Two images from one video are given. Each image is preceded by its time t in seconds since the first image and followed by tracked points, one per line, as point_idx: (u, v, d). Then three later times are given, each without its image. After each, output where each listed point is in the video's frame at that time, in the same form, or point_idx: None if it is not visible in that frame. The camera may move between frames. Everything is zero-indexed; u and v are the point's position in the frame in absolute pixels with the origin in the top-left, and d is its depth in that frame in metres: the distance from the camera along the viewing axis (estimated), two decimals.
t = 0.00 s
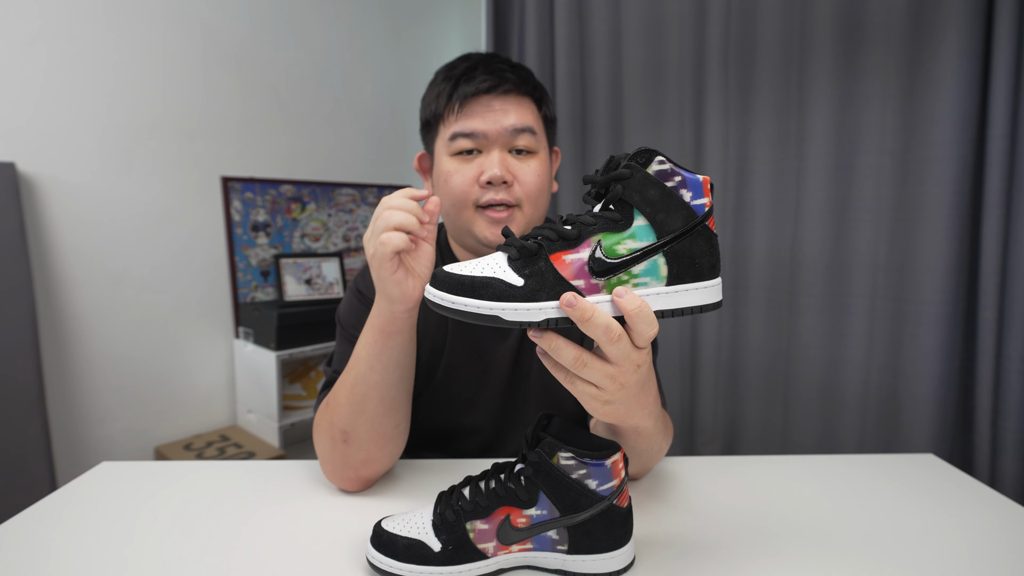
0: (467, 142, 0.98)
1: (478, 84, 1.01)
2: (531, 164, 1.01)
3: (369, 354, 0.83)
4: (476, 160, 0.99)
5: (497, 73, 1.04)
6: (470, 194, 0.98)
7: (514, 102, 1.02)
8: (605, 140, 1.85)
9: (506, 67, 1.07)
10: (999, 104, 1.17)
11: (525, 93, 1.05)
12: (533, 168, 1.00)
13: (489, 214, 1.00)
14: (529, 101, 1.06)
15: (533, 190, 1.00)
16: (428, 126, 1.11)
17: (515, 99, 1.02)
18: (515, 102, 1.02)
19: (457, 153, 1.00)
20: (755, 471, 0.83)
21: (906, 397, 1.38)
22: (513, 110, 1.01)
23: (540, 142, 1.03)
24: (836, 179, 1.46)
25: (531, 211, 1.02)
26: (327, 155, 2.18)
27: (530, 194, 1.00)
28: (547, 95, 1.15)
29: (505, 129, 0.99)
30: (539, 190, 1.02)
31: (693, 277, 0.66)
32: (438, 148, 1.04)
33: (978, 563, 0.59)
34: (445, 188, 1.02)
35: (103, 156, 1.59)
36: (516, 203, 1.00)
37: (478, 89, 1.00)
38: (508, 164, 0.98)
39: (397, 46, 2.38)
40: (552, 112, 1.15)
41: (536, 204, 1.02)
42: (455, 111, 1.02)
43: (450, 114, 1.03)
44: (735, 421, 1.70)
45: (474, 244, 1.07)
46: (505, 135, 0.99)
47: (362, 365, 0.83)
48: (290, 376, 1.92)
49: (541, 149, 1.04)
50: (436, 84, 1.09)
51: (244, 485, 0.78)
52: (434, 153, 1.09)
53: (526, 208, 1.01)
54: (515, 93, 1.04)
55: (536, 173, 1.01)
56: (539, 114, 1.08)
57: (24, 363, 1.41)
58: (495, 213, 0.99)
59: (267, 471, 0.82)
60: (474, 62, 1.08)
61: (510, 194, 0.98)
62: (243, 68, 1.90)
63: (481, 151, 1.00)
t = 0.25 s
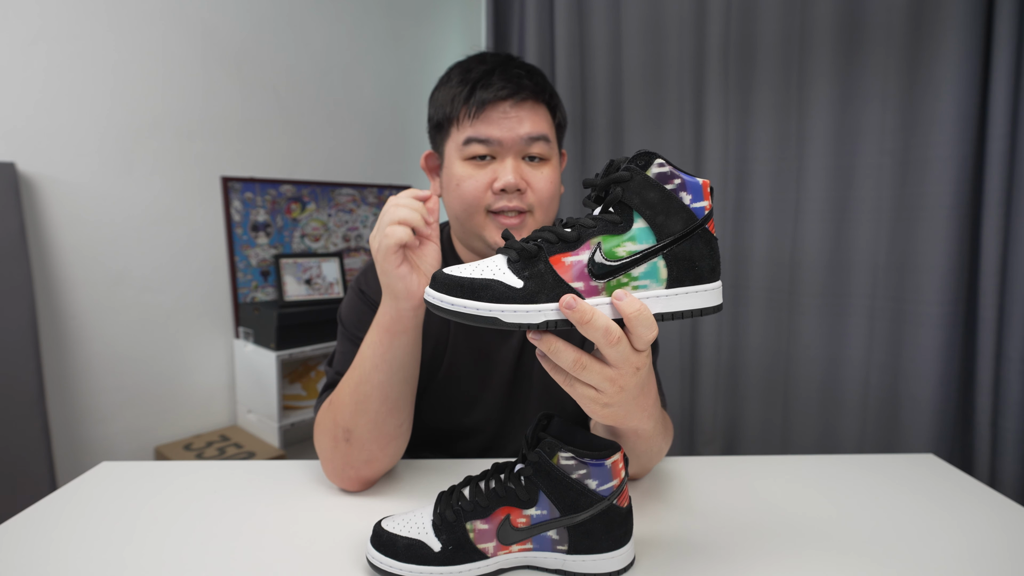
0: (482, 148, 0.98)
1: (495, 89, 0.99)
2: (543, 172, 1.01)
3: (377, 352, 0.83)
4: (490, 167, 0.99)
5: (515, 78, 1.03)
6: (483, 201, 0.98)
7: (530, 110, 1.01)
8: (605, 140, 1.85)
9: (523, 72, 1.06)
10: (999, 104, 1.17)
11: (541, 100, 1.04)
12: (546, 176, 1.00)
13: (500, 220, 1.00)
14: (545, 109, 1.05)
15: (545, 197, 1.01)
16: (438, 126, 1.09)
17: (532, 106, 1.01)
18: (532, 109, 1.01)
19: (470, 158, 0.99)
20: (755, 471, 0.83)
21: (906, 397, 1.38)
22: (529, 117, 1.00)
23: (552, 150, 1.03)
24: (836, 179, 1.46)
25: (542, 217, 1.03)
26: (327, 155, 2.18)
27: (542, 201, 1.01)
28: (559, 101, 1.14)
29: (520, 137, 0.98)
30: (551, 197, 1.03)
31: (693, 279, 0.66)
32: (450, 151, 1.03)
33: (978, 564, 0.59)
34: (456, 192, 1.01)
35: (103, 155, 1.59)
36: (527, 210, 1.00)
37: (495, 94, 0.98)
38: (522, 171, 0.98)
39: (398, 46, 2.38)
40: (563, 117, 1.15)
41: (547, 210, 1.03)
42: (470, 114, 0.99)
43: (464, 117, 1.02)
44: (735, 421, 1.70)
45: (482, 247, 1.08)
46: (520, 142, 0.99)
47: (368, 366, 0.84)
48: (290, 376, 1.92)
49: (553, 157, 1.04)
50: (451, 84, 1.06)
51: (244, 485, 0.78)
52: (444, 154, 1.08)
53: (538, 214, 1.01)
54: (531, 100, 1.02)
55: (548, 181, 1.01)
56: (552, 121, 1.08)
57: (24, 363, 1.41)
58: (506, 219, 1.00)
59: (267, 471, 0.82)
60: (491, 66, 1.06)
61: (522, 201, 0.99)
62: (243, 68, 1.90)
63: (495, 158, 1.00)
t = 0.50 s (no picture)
0: (491, 151, 0.98)
1: (507, 93, 0.99)
2: (551, 177, 1.01)
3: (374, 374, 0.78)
4: (499, 171, 0.99)
5: (527, 82, 1.02)
6: (490, 204, 0.98)
7: (541, 116, 1.00)
8: (605, 140, 1.85)
9: (535, 77, 1.05)
10: (999, 104, 1.17)
11: (551, 106, 1.04)
12: (553, 181, 1.01)
13: (506, 224, 1.00)
14: (555, 115, 1.05)
15: (551, 203, 1.01)
16: (447, 125, 1.08)
17: (543, 112, 1.01)
18: (542, 115, 1.01)
19: (479, 161, 0.99)
20: (755, 471, 0.83)
21: (906, 397, 1.38)
22: (540, 123, 1.00)
23: (561, 156, 1.03)
24: (836, 179, 1.46)
25: (547, 222, 1.04)
26: (327, 155, 2.18)
27: (549, 207, 1.01)
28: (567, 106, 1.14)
29: (530, 142, 0.98)
30: (557, 203, 1.03)
31: (689, 284, 0.66)
32: (459, 152, 1.02)
33: (979, 564, 0.59)
34: (463, 194, 1.01)
35: (103, 155, 1.59)
36: (533, 215, 1.01)
37: (508, 99, 0.98)
38: (530, 176, 0.98)
39: (397, 46, 2.38)
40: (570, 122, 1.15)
41: (552, 215, 1.04)
42: (481, 117, 0.99)
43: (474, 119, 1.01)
44: (735, 421, 1.70)
45: (486, 250, 1.08)
46: (530, 147, 0.99)
47: (365, 387, 0.79)
48: (290, 376, 1.92)
49: (561, 162, 1.04)
50: (462, 85, 1.05)
51: (244, 485, 0.78)
52: (451, 154, 1.07)
53: (543, 220, 1.02)
54: (543, 105, 1.02)
55: (555, 186, 1.02)
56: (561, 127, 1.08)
57: (24, 363, 1.41)
58: (512, 224, 1.00)
59: (267, 471, 0.82)
60: (503, 68, 1.05)
61: (529, 206, 0.99)
62: (243, 68, 1.90)
63: (503, 161, 1.00)
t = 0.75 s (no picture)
0: (489, 146, 0.98)
1: (504, 88, 0.99)
2: (549, 172, 1.01)
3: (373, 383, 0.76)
4: (496, 165, 0.98)
5: (525, 77, 1.02)
6: (488, 198, 0.98)
7: (538, 111, 1.00)
8: (605, 140, 1.85)
9: (533, 73, 1.06)
10: (999, 104, 1.17)
11: (549, 102, 1.04)
12: (551, 176, 1.00)
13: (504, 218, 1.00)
14: (553, 110, 1.05)
15: (550, 198, 1.01)
16: (446, 123, 1.08)
17: (540, 106, 1.01)
18: (540, 109, 1.01)
19: (477, 156, 0.99)
20: (755, 471, 0.83)
21: (906, 397, 1.38)
22: (537, 117, 1.00)
23: (559, 152, 1.03)
24: (836, 179, 1.46)
25: (545, 217, 1.03)
26: (327, 155, 2.18)
27: (547, 202, 1.01)
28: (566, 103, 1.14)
29: (527, 136, 0.98)
30: (556, 198, 1.02)
31: (689, 279, 0.66)
32: (457, 148, 1.03)
33: (979, 564, 0.59)
34: (461, 189, 1.01)
35: (102, 155, 1.59)
36: (532, 210, 1.00)
37: (505, 93, 0.98)
38: (528, 170, 0.98)
39: (398, 46, 2.38)
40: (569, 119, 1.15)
41: (551, 211, 1.03)
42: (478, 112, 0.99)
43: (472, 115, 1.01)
44: (735, 421, 1.70)
45: (485, 247, 1.07)
46: (527, 142, 0.99)
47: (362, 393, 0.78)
48: (290, 376, 1.92)
49: (559, 157, 1.04)
50: (460, 82, 1.06)
51: (244, 485, 0.78)
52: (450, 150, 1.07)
53: (541, 215, 1.01)
54: (540, 100, 1.02)
55: (553, 181, 1.01)
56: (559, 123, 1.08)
57: (24, 363, 1.41)
58: (511, 219, 1.00)
59: (267, 471, 0.82)
60: (501, 64, 1.05)
61: (527, 200, 0.98)
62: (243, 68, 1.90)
63: (501, 156, 0.99)
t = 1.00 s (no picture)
0: (477, 144, 0.98)
1: (486, 84, 0.99)
2: (540, 163, 1.00)
3: (377, 378, 0.75)
4: (486, 161, 0.98)
5: (504, 71, 1.03)
6: (482, 195, 0.97)
7: (521, 103, 1.01)
8: (605, 140, 1.85)
9: (512, 66, 1.06)
10: (999, 104, 1.17)
11: (531, 93, 1.04)
12: (543, 167, 1.00)
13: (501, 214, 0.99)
14: (537, 101, 1.05)
15: (543, 189, 1.00)
16: (433, 127, 1.09)
17: (523, 98, 1.02)
18: (523, 102, 1.01)
19: (466, 155, 0.99)
20: (755, 471, 0.82)
21: (906, 397, 1.38)
22: (522, 111, 1.00)
23: (548, 142, 1.03)
24: (835, 179, 1.46)
25: (541, 209, 1.02)
26: (327, 155, 2.18)
27: (541, 193, 1.00)
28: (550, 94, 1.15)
29: (514, 129, 0.98)
30: (549, 188, 1.02)
31: (683, 265, 0.66)
32: (446, 150, 1.03)
33: (978, 563, 0.59)
34: (454, 190, 1.01)
35: (102, 155, 1.59)
36: (527, 202, 0.99)
37: (487, 90, 0.99)
38: (518, 163, 0.98)
39: (397, 46, 2.38)
40: (556, 108, 1.14)
41: (547, 202, 1.02)
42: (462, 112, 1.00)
43: (457, 115, 1.02)
44: (735, 421, 1.70)
45: (485, 245, 1.07)
46: (514, 135, 0.98)
47: (362, 388, 0.77)
48: (290, 376, 1.91)
49: (549, 147, 1.04)
50: (442, 84, 1.06)
51: (245, 485, 0.78)
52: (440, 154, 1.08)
53: (538, 207, 1.00)
54: (522, 93, 1.03)
55: (545, 171, 1.01)
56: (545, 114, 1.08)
57: (24, 363, 1.41)
58: (507, 214, 0.99)
59: (268, 471, 0.82)
60: (480, 62, 1.06)
61: (521, 193, 0.97)
62: (243, 68, 1.90)
63: (491, 153, 0.99)
